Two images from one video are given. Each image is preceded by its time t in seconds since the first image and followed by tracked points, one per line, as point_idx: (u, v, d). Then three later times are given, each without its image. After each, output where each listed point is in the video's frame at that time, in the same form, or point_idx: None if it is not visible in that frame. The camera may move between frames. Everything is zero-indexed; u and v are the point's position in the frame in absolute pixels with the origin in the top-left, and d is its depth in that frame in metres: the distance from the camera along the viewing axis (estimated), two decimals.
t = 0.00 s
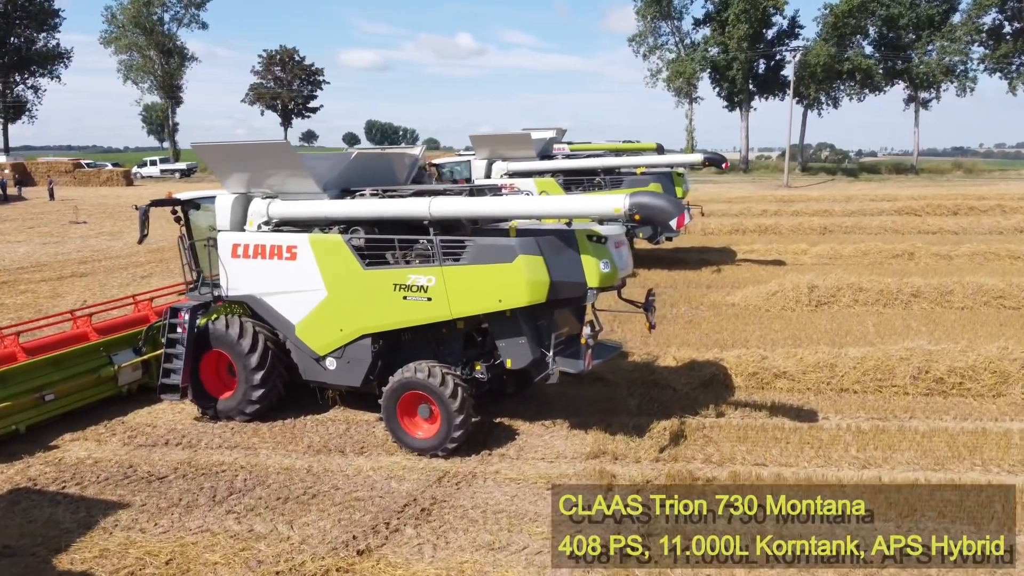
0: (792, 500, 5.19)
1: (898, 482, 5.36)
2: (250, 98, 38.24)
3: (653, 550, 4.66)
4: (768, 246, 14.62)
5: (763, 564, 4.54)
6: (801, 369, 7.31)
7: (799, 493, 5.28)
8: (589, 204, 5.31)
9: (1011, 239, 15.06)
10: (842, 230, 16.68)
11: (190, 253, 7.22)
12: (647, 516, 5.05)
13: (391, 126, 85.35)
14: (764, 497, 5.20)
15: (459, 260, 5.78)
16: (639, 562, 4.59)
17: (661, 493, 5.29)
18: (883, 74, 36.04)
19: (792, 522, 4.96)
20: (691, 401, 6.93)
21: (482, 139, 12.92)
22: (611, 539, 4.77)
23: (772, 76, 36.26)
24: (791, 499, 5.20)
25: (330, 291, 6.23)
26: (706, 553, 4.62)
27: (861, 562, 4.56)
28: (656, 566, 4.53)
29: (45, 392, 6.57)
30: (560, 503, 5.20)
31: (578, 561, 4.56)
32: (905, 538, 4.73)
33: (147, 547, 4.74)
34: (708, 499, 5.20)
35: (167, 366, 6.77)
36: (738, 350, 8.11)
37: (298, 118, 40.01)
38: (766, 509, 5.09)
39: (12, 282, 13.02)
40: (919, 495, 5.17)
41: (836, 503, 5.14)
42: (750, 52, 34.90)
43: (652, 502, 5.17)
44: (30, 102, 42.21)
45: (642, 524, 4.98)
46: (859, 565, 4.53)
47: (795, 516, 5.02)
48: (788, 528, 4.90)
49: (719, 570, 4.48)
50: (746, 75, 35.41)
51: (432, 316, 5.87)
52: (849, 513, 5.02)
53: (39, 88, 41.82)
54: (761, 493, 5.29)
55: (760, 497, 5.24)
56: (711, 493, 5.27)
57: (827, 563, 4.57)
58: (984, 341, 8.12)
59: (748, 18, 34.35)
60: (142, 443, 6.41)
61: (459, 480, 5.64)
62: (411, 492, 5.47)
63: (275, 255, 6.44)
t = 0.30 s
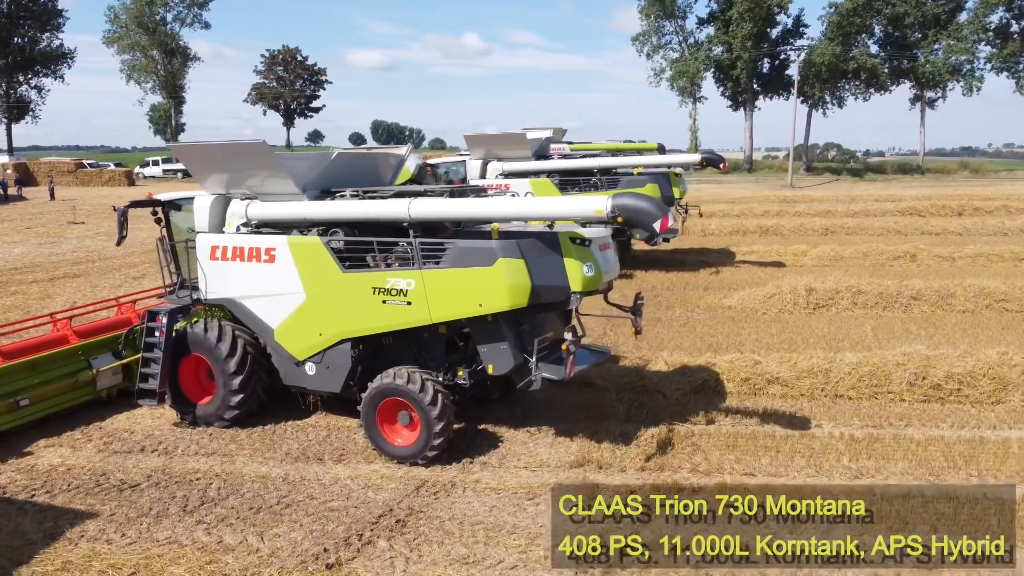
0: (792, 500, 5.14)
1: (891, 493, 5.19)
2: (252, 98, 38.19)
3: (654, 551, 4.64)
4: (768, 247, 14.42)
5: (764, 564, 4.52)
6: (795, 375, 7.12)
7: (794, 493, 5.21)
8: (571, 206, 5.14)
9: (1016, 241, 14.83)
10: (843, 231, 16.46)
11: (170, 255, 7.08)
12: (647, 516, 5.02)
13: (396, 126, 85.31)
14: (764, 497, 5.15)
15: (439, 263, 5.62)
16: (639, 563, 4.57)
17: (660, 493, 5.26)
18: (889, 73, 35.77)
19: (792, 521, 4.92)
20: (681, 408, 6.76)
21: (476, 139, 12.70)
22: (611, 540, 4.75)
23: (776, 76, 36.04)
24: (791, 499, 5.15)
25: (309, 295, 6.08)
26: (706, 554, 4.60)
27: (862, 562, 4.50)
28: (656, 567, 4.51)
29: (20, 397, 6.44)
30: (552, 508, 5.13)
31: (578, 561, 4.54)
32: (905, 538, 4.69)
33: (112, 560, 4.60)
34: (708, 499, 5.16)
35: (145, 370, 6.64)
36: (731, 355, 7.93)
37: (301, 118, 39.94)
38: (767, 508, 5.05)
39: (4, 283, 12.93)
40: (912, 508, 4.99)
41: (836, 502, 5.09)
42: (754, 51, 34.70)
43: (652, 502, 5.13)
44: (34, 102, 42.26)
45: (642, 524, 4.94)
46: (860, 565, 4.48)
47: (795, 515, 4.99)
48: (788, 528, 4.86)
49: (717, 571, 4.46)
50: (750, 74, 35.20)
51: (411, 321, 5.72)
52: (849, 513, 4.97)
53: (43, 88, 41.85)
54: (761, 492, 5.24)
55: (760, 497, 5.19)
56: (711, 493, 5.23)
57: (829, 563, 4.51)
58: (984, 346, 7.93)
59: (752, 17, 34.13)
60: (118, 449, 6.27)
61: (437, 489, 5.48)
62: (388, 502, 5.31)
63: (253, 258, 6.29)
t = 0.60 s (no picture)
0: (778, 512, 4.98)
1: (883, 504, 5.01)
2: (255, 98, 38.14)
3: (654, 549, 4.62)
4: (768, 249, 14.21)
5: (764, 561, 4.50)
6: (788, 381, 6.94)
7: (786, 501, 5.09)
8: (552, 207, 4.98)
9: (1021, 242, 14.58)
10: (845, 232, 16.24)
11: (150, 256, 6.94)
12: (647, 516, 4.99)
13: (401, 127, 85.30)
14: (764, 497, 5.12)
15: (417, 266, 5.47)
16: (638, 563, 4.55)
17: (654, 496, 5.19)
18: (895, 73, 35.49)
19: (793, 521, 4.89)
20: (670, 415, 6.59)
21: (472, 139, 12.66)
22: (611, 540, 4.73)
23: (781, 75, 35.79)
24: (790, 500, 5.13)
25: (286, 298, 5.94)
26: (706, 552, 4.57)
27: (861, 562, 4.46)
28: (656, 566, 4.48)
29: None
30: (532, 520, 4.97)
31: (577, 562, 4.53)
32: (904, 538, 4.66)
33: (73, 573, 4.46)
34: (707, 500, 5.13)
35: (122, 375, 6.52)
36: (724, 360, 7.75)
37: (304, 118, 39.87)
38: (767, 508, 5.00)
39: None
40: (903, 521, 4.81)
41: (836, 503, 5.05)
42: (758, 50, 34.49)
43: (651, 503, 5.11)
44: (37, 103, 42.29)
45: (642, 524, 4.92)
46: (860, 565, 4.44)
47: (795, 515, 4.95)
48: (788, 526, 4.83)
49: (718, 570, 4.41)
50: (754, 74, 34.97)
51: (390, 325, 5.56)
52: (849, 513, 4.92)
53: (46, 88, 41.90)
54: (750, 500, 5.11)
55: (755, 500, 5.12)
56: (706, 497, 5.16)
57: (827, 563, 4.46)
58: (983, 351, 7.73)
59: (757, 16, 33.89)
60: (92, 456, 6.13)
61: (414, 499, 5.33)
62: (362, 512, 5.16)
63: (230, 260, 6.15)
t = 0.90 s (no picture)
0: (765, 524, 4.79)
1: (874, 517, 4.83)
2: (257, 99, 38.08)
3: (653, 550, 4.57)
4: (768, 250, 14.01)
5: (764, 562, 4.47)
6: (781, 387, 6.76)
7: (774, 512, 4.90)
8: (531, 209, 4.82)
9: None
10: (847, 233, 16.02)
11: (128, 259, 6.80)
12: (647, 516, 4.93)
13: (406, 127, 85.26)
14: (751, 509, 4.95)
15: (394, 269, 5.31)
16: (638, 563, 4.50)
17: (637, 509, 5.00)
18: (901, 72, 35.22)
19: (793, 520, 4.83)
20: (659, 422, 6.42)
21: (466, 139, 12.47)
22: (611, 539, 4.68)
23: (785, 75, 35.53)
24: (786, 504, 5.02)
25: (263, 302, 5.79)
26: (706, 552, 4.53)
27: (861, 562, 4.41)
28: (657, 566, 4.43)
29: None
30: (509, 532, 4.80)
31: (577, 561, 4.51)
32: (906, 538, 4.59)
33: None
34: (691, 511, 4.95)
35: (97, 380, 6.41)
36: (717, 364, 7.57)
37: (306, 118, 39.78)
38: (767, 508, 4.94)
39: None
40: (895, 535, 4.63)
41: (836, 503, 4.99)
42: (763, 49, 34.26)
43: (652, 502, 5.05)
44: (41, 103, 42.31)
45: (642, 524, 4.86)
46: (859, 565, 4.39)
47: (795, 515, 4.88)
48: (790, 526, 4.78)
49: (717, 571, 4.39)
50: (759, 73, 34.73)
51: (367, 330, 5.41)
52: (850, 513, 4.86)
53: (50, 88, 41.93)
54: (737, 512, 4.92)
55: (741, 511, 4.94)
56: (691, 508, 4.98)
57: (827, 563, 4.42)
58: (984, 357, 7.53)
59: (762, 15, 33.64)
60: (65, 463, 5.99)
61: (390, 509, 5.17)
62: (336, 523, 5.01)
63: (207, 263, 6.01)
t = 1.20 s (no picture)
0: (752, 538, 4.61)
1: (865, 531, 4.65)
2: (261, 98, 38.05)
3: (647, 559, 4.45)
4: (769, 251, 13.81)
5: (760, 570, 4.32)
6: (775, 393, 6.57)
7: (761, 526, 4.72)
8: (510, 210, 4.65)
9: None
10: (851, 234, 15.79)
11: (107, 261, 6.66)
12: (639, 523, 4.81)
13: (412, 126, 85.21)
14: (738, 522, 4.77)
15: (372, 273, 5.15)
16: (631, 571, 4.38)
17: (621, 521, 4.82)
18: (908, 71, 34.93)
19: (789, 527, 4.70)
20: (648, 429, 6.24)
21: (461, 138, 12.25)
22: (603, 548, 4.56)
23: (791, 74, 35.25)
24: (776, 518, 4.84)
25: (240, 305, 5.65)
26: (700, 561, 4.41)
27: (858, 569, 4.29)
28: None
29: None
30: (486, 546, 4.64)
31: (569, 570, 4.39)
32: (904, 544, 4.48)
33: None
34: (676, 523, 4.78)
35: (74, 385, 6.27)
36: (710, 369, 7.39)
37: (310, 118, 39.70)
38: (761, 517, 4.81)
39: None
40: (887, 550, 4.45)
41: (833, 513, 4.88)
42: (768, 48, 34.02)
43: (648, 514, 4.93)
44: (46, 103, 42.34)
45: (635, 530, 4.74)
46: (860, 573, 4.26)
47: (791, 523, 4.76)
48: (784, 534, 4.63)
49: None
50: (765, 72, 34.48)
51: (344, 335, 5.26)
52: (845, 524, 4.72)
53: (55, 88, 41.98)
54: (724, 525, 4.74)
55: (728, 524, 4.76)
56: (675, 520, 4.80)
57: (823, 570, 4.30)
58: (985, 363, 7.33)
59: (767, 14, 33.37)
60: (39, 470, 5.86)
61: (366, 520, 5.01)
62: (309, 534, 4.85)
63: (184, 265, 5.87)
